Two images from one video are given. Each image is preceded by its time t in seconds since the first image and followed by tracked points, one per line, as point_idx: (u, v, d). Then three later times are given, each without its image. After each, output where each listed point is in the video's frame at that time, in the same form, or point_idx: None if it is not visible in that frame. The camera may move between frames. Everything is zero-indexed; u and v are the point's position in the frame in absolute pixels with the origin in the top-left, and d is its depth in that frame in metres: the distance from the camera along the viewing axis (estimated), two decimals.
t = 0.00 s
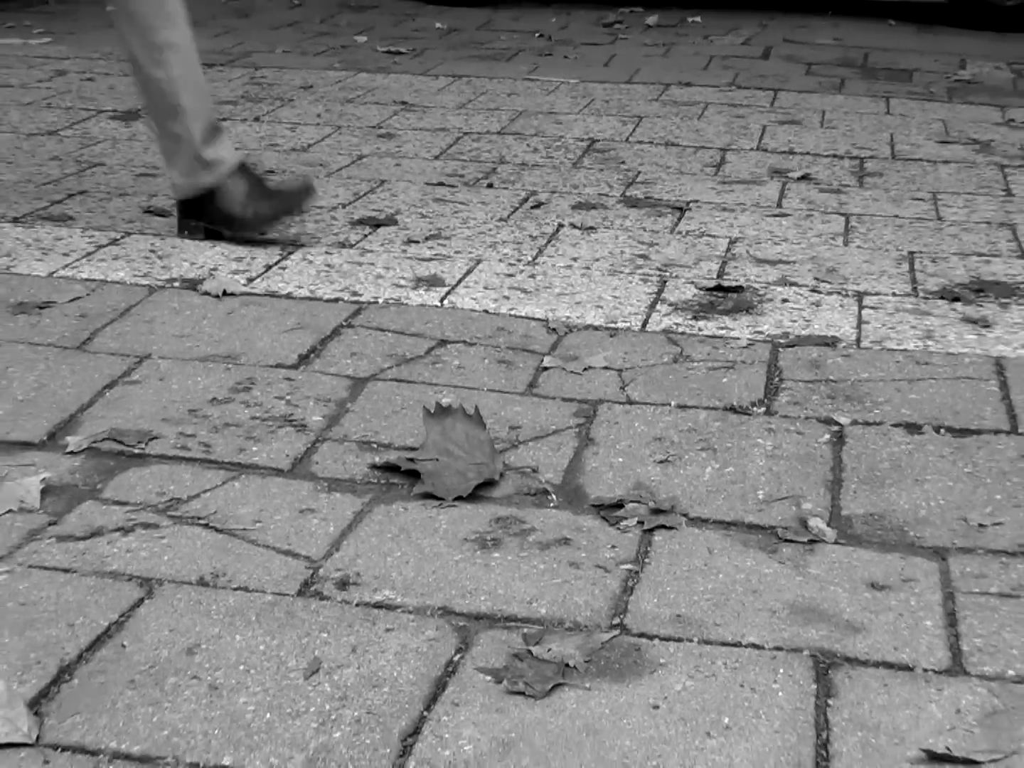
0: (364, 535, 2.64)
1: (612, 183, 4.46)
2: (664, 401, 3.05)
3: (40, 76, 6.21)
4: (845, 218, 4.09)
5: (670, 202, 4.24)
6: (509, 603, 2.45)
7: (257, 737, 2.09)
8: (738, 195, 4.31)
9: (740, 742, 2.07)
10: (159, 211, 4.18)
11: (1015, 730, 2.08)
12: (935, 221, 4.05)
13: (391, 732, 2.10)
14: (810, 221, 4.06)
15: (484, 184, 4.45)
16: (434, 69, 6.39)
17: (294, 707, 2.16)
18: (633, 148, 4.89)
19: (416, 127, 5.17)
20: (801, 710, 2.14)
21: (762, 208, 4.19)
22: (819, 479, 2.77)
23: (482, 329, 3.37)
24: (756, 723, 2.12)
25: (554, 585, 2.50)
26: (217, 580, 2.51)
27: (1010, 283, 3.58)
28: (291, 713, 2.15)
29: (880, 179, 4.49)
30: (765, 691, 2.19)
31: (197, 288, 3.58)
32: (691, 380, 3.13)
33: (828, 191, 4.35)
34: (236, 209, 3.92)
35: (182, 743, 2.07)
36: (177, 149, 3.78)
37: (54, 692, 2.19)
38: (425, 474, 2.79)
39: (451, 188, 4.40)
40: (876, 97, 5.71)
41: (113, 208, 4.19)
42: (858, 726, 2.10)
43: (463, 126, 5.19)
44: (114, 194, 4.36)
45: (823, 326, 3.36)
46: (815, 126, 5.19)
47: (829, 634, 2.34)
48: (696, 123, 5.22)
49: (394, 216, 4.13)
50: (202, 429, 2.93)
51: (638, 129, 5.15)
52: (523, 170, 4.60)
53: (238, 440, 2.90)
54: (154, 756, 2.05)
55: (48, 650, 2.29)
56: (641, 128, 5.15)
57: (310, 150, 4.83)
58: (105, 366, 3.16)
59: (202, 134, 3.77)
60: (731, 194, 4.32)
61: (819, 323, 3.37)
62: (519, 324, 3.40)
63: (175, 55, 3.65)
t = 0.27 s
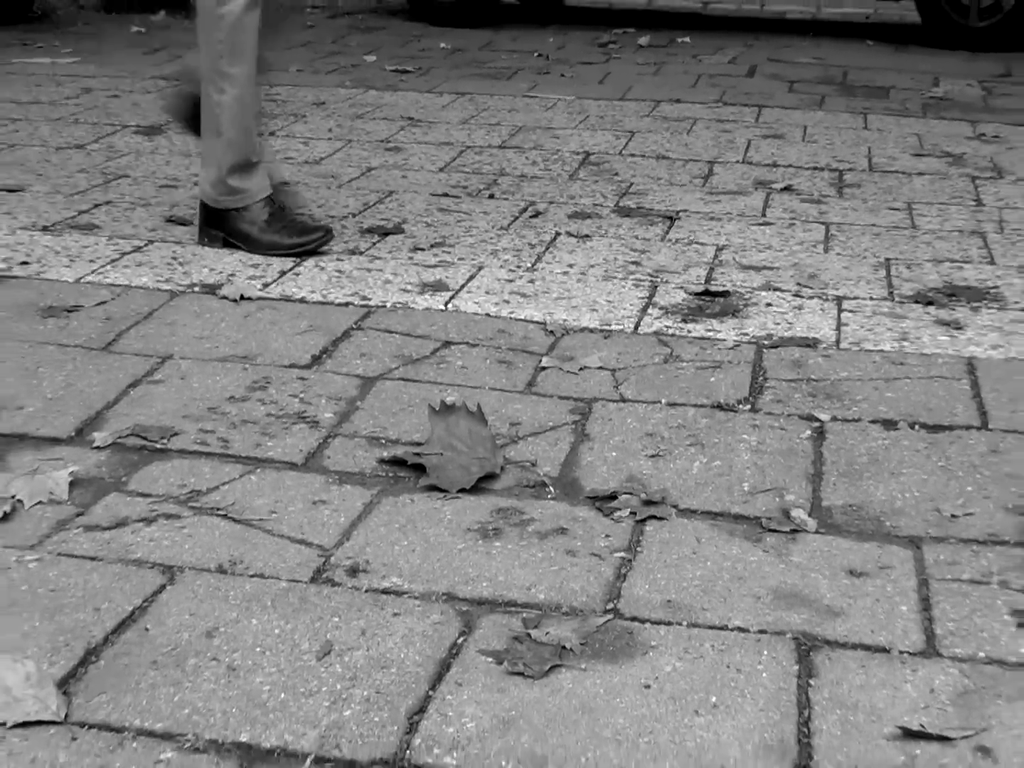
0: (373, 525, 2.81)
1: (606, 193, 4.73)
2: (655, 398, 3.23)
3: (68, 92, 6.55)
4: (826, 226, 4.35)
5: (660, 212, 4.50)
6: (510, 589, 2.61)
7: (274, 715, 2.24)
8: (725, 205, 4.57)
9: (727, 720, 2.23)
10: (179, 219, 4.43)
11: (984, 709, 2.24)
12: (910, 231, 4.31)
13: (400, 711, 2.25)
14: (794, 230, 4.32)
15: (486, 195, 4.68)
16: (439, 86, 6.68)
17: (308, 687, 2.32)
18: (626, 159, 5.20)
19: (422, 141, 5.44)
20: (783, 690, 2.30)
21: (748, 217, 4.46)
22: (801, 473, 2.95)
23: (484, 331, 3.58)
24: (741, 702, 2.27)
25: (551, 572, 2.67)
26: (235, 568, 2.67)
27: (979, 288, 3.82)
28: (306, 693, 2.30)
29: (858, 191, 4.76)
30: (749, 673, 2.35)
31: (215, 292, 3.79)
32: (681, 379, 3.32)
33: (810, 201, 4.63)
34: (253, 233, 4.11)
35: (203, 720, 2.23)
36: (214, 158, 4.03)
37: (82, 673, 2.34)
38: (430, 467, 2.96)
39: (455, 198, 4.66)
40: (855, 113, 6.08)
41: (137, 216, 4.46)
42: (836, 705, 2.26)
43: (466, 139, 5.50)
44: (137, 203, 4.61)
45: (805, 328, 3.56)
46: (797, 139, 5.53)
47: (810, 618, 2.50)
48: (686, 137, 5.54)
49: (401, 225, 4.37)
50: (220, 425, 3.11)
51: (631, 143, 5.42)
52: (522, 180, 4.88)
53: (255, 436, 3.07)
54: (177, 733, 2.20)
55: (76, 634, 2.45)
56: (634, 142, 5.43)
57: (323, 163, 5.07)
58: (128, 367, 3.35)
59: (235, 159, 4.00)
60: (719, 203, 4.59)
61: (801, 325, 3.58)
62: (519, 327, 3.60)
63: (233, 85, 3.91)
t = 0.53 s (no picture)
0: (380, 517, 2.96)
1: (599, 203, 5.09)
2: (647, 397, 3.41)
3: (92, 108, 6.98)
4: (808, 234, 4.66)
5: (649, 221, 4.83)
6: (509, 578, 2.76)
7: (285, 697, 2.37)
8: (711, 214, 4.90)
9: (715, 702, 2.36)
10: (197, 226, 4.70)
11: (959, 691, 2.38)
12: (887, 237, 4.62)
13: (405, 694, 2.38)
14: (777, 236, 4.63)
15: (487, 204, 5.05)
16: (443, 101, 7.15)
17: (318, 671, 2.45)
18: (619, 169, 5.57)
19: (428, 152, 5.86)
20: (768, 673, 2.44)
21: (733, 225, 4.77)
22: (785, 467, 3.11)
23: (485, 333, 3.78)
24: (728, 685, 2.40)
25: (549, 560, 2.82)
26: (249, 559, 2.81)
27: (954, 292, 4.06)
28: (316, 676, 2.43)
29: (839, 200, 5.10)
30: (736, 657, 2.49)
31: (231, 296, 4.00)
32: (672, 378, 3.51)
33: (793, 210, 4.97)
34: (269, 238, 4.31)
35: (218, 702, 2.35)
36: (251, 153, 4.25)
37: (104, 657, 2.48)
38: (434, 462, 3.13)
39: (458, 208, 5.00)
40: (835, 126, 6.53)
41: (157, 223, 4.72)
42: (819, 687, 2.39)
43: (470, 151, 5.91)
44: (157, 210, 4.90)
45: (789, 331, 3.77)
46: (781, 150, 5.94)
47: (794, 605, 2.65)
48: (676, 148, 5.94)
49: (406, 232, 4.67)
50: (235, 423, 3.27)
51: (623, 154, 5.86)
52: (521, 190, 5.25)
53: (268, 432, 3.24)
54: (193, 714, 2.32)
55: (98, 620, 2.58)
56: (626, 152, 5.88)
57: (333, 172, 5.45)
58: (149, 367, 3.52)
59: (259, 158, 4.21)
60: (706, 212, 4.92)
61: (785, 327, 3.80)
62: (518, 330, 3.80)
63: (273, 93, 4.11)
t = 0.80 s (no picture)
0: (389, 506, 3.16)
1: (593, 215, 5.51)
2: (639, 394, 3.64)
3: (121, 125, 7.46)
4: (788, 243, 5.05)
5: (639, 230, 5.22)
6: (510, 563, 2.93)
7: (300, 674, 2.51)
8: (696, 223, 5.30)
9: (702, 679, 2.50)
10: (217, 236, 5.05)
11: (930, 669, 2.53)
12: (862, 245, 5.02)
13: (412, 670, 2.53)
14: (759, 244, 5.02)
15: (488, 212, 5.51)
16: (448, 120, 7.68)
17: (331, 650, 2.60)
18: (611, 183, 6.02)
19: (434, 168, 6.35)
20: (752, 652, 2.59)
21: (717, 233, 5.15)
22: (767, 459, 3.33)
23: (487, 335, 4.03)
24: (714, 664, 2.55)
25: (546, 544, 3.01)
26: (266, 545, 2.99)
27: (925, 296, 4.39)
28: (329, 655, 2.58)
29: (817, 211, 5.54)
30: (722, 636, 2.65)
31: (250, 299, 4.29)
32: (662, 376, 3.75)
33: (774, 221, 5.35)
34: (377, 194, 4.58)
35: (238, 678, 2.49)
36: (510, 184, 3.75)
37: (130, 637, 2.63)
38: (439, 454, 3.33)
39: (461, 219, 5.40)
40: (814, 143, 7.03)
41: (180, 231, 5.12)
42: (799, 665, 2.54)
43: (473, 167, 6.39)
44: (181, 222, 5.27)
45: (770, 333, 4.06)
46: (762, 166, 6.42)
47: (776, 588, 2.82)
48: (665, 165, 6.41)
49: (414, 240, 5.06)
50: (253, 418, 3.49)
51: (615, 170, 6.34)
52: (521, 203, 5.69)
53: (284, 427, 3.46)
54: (214, 690, 2.46)
55: (125, 602, 2.74)
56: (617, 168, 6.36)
57: (348, 186, 5.99)
58: (172, 365, 3.78)
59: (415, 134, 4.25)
60: (691, 222, 5.32)
61: (766, 329, 4.09)
62: (518, 332, 4.05)
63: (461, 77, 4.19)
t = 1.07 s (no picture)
0: (396, 497, 3.31)
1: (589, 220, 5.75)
2: (632, 391, 3.85)
3: (142, 136, 7.73)
4: (773, 249, 5.33)
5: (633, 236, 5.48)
6: (509, 553, 3.06)
7: (312, 655, 2.62)
8: (687, 231, 5.59)
9: (691, 660, 2.61)
10: (234, 242, 5.30)
11: (907, 650, 2.64)
12: (843, 251, 5.31)
13: (417, 652, 2.64)
14: (746, 251, 5.30)
15: (490, 221, 5.71)
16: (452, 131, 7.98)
17: (341, 633, 2.71)
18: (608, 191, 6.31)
19: (438, 176, 6.62)
20: (739, 635, 2.70)
21: (706, 240, 5.44)
22: (753, 453, 3.51)
23: (488, 335, 4.24)
24: (703, 645, 2.67)
25: (546, 534, 3.14)
26: (280, 534, 3.12)
27: (902, 300, 4.66)
28: (339, 638, 2.70)
29: (800, 218, 5.84)
30: (710, 620, 2.76)
31: (265, 302, 4.53)
32: (654, 374, 3.96)
33: (761, 229, 5.64)
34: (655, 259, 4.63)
35: (253, 660, 2.61)
36: (936, 236, 3.92)
37: (152, 621, 2.75)
38: (444, 448, 3.51)
39: (464, 225, 5.64)
40: (798, 154, 7.34)
41: (200, 237, 5.37)
42: (783, 647, 2.65)
43: (475, 176, 6.68)
44: (199, 228, 5.52)
45: (756, 333, 4.29)
46: (750, 175, 6.72)
47: (761, 575, 2.94)
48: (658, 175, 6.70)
49: (420, 244, 5.30)
50: (268, 414, 3.69)
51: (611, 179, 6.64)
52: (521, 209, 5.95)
53: (298, 422, 3.65)
54: (231, 670, 2.57)
55: (147, 588, 2.87)
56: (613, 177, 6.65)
57: (357, 194, 6.21)
58: (192, 364, 4.00)
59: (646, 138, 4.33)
60: (682, 231, 5.62)
61: (753, 330, 4.32)
62: (518, 333, 4.27)
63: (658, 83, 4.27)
